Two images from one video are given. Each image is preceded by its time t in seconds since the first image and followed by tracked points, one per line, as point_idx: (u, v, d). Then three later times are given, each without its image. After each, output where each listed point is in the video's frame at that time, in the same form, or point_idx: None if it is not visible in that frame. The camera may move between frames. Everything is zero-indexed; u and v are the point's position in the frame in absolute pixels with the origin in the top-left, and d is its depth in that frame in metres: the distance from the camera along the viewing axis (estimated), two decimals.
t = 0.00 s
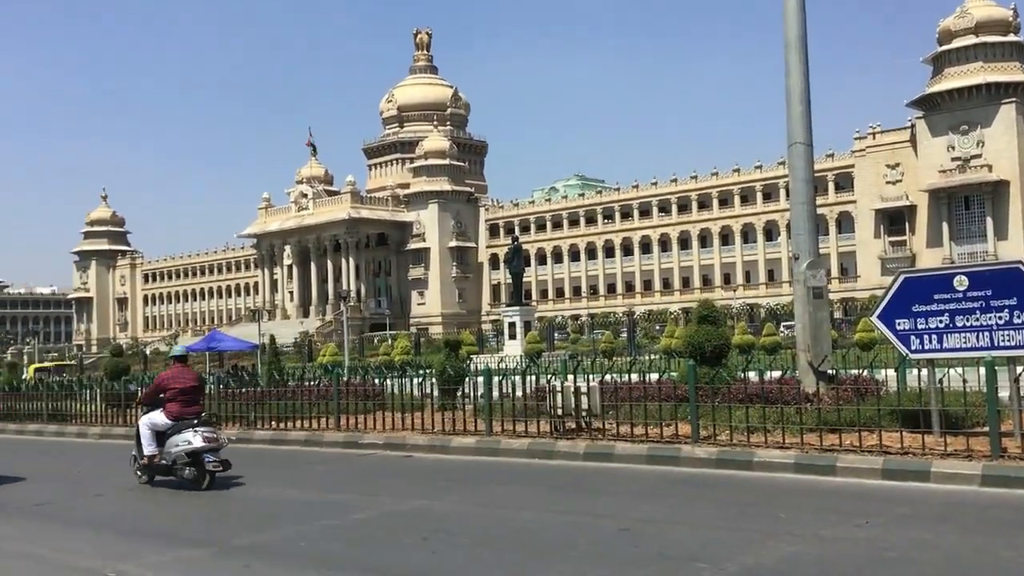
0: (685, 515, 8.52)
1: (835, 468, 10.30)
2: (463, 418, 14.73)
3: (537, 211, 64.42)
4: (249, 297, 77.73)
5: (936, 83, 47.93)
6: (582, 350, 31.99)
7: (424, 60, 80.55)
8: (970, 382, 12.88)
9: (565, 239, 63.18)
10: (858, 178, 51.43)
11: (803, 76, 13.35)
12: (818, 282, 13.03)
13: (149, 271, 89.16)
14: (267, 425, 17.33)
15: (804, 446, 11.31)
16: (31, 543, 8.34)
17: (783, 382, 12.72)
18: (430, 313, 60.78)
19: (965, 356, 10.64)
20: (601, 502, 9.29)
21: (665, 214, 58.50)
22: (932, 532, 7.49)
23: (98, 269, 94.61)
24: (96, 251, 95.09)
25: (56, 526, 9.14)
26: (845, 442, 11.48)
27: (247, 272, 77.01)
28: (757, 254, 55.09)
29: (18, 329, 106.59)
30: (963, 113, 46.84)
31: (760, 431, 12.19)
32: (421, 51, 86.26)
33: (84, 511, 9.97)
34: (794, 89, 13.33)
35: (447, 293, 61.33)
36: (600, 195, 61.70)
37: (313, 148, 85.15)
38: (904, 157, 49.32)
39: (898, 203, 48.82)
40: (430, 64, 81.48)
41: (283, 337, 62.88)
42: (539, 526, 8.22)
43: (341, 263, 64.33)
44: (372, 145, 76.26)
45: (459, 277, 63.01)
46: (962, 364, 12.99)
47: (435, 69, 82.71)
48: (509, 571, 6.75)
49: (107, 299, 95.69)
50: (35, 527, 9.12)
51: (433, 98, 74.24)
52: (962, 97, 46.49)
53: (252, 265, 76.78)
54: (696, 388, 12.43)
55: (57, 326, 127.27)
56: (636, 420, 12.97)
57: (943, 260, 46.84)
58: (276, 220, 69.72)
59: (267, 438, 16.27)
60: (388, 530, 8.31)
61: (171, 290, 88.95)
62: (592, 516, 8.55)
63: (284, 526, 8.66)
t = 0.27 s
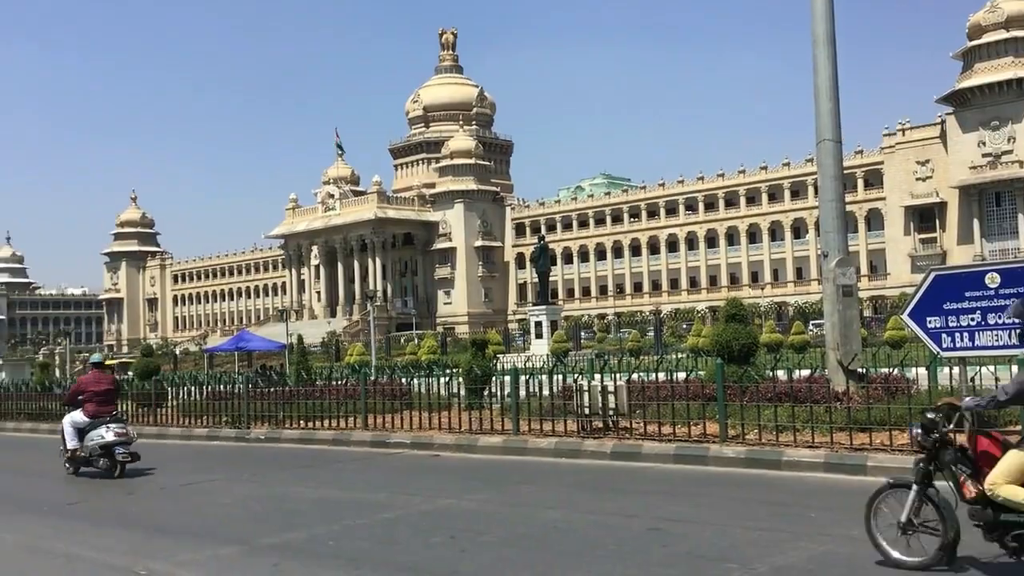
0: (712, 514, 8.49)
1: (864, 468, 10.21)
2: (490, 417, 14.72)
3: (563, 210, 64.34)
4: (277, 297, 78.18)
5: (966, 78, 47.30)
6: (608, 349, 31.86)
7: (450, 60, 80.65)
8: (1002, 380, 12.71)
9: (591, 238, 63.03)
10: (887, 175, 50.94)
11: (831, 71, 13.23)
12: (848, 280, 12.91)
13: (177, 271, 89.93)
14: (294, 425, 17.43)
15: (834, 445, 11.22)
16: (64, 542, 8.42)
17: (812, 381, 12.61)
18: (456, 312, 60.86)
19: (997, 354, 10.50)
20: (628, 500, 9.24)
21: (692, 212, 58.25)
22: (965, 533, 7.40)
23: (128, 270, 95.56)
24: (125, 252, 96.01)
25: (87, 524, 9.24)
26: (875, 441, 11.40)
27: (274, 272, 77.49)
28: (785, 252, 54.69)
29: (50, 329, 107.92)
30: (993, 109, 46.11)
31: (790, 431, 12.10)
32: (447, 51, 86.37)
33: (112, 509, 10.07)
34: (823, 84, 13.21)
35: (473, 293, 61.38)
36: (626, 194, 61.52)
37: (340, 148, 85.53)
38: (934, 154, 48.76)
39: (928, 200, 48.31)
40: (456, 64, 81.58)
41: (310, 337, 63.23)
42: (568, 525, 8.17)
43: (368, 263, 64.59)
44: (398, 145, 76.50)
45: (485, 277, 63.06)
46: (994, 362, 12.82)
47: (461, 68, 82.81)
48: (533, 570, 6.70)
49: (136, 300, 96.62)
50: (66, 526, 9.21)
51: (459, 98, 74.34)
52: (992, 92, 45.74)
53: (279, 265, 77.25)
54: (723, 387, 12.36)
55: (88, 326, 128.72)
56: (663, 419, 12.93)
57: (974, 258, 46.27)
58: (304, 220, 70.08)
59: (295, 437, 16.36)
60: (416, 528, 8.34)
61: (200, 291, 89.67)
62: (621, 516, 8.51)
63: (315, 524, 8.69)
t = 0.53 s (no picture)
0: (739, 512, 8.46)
1: (893, 466, 10.12)
2: (515, 415, 14.75)
3: (588, 208, 64.26)
4: (303, 295, 78.61)
5: (995, 73, 46.80)
6: (634, 347, 31.84)
7: (474, 59, 80.76)
8: None
9: (615, 236, 62.89)
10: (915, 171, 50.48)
11: (858, 67, 13.12)
12: (875, 277, 12.81)
13: (204, 271, 90.61)
14: (321, 423, 17.54)
15: (861, 444, 11.13)
16: (93, 539, 8.53)
17: (840, 378, 12.51)
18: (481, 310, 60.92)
19: None
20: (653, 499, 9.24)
21: (717, 209, 58.03)
22: (995, 531, 7.33)
23: (155, 269, 96.39)
24: (153, 251, 96.84)
25: (115, 521, 9.35)
26: (902, 439, 11.33)
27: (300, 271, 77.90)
28: (811, 249, 54.34)
29: (79, 328, 109.04)
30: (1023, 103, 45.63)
31: (817, 429, 12.02)
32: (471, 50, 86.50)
33: (140, 506, 10.19)
34: (849, 80, 13.11)
35: (498, 291, 61.44)
36: (651, 192, 61.36)
37: (365, 147, 85.88)
38: (962, 149, 48.26)
39: (956, 196, 47.86)
40: (479, 62, 81.66)
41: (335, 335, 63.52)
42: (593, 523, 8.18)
43: (392, 261, 64.80)
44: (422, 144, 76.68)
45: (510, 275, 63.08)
46: None
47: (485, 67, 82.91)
48: (561, 567, 6.71)
49: (163, 299, 97.46)
50: (95, 522, 9.33)
51: (483, 97, 74.43)
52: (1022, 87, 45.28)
53: (305, 264, 77.66)
54: (750, 384, 12.29)
55: (115, 325, 129.93)
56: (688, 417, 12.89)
57: (1004, 254, 45.75)
58: (328, 219, 70.40)
59: (321, 435, 16.46)
60: (442, 524, 8.36)
61: (226, 289, 90.29)
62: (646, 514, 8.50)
63: (340, 521, 8.75)
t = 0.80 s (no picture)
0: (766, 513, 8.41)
1: (922, 465, 10.01)
2: (539, 413, 14.73)
3: (612, 206, 64.10)
4: (328, 294, 78.96)
5: None
6: (659, 345, 31.78)
7: (498, 57, 80.77)
8: None
9: (640, 234, 62.70)
10: (943, 168, 49.96)
11: (885, 63, 13.00)
12: (904, 274, 12.66)
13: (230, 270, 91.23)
14: (347, 422, 17.60)
15: (889, 443, 11.03)
16: (120, 535, 8.61)
17: (867, 378, 12.38)
18: (505, 309, 60.96)
19: None
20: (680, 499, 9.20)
21: (743, 208, 57.75)
22: None
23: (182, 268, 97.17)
24: (180, 251, 97.61)
25: (142, 518, 9.43)
26: (931, 439, 11.23)
27: (325, 269, 78.28)
28: (839, 247, 53.90)
29: (108, 327, 110.12)
30: None
31: (845, 428, 11.93)
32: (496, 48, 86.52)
33: (166, 504, 10.27)
34: (877, 76, 13.00)
35: (522, 289, 61.44)
36: (676, 189, 61.12)
37: (390, 147, 86.14)
38: (992, 146, 47.69)
39: (986, 193, 47.32)
40: (504, 60, 81.71)
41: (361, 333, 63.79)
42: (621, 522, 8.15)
43: (417, 260, 64.99)
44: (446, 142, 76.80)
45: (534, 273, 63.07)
46: None
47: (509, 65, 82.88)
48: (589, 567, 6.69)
49: (190, 298, 98.24)
50: (122, 519, 9.42)
51: (507, 95, 74.41)
52: None
53: (330, 263, 78.02)
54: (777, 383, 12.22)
55: (144, 324, 131.09)
56: (715, 416, 12.82)
57: None
58: (353, 218, 70.68)
59: (347, 433, 16.52)
60: (467, 523, 8.37)
61: (252, 288, 90.86)
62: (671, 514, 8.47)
63: (365, 520, 8.77)
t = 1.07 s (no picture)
0: (795, 512, 8.35)
1: (953, 465, 9.89)
2: (566, 411, 14.71)
3: (638, 204, 63.91)
4: (354, 292, 79.28)
5: None
6: (685, 343, 31.62)
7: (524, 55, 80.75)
8: None
9: (666, 232, 62.45)
10: (974, 164, 49.39)
11: (916, 59, 12.87)
12: (934, 272, 12.51)
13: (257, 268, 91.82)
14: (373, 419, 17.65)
15: (919, 442, 10.91)
16: (150, 531, 8.68)
17: (896, 376, 12.25)
18: (530, 307, 60.95)
19: None
20: (708, 498, 9.14)
21: (770, 205, 57.40)
22: None
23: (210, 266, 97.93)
24: (208, 249, 98.35)
25: (170, 514, 9.50)
26: (963, 437, 11.10)
27: (351, 267, 78.62)
28: (867, 244, 53.42)
29: (137, 325, 111.22)
30: None
31: (874, 427, 11.82)
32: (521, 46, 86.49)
33: (194, 500, 10.33)
34: (907, 72, 12.86)
35: (547, 287, 61.39)
36: (702, 186, 60.82)
37: (415, 144, 86.35)
38: None
39: (1017, 189, 46.74)
40: (529, 58, 81.65)
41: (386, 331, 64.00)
42: (649, 520, 8.11)
43: (442, 257, 65.14)
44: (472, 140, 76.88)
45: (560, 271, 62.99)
46: None
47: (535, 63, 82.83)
48: (618, 564, 6.67)
49: (218, 296, 99.02)
50: (152, 515, 9.50)
51: (532, 93, 74.37)
52: None
53: (356, 261, 78.32)
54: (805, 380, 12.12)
55: (172, 321, 132.28)
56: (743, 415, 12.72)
57: None
58: (379, 216, 70.91)
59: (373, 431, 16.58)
60: (493, 520, 8.36)
61: (279, 286, 91.40)
62: (697, 512, 8.44)
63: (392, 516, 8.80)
